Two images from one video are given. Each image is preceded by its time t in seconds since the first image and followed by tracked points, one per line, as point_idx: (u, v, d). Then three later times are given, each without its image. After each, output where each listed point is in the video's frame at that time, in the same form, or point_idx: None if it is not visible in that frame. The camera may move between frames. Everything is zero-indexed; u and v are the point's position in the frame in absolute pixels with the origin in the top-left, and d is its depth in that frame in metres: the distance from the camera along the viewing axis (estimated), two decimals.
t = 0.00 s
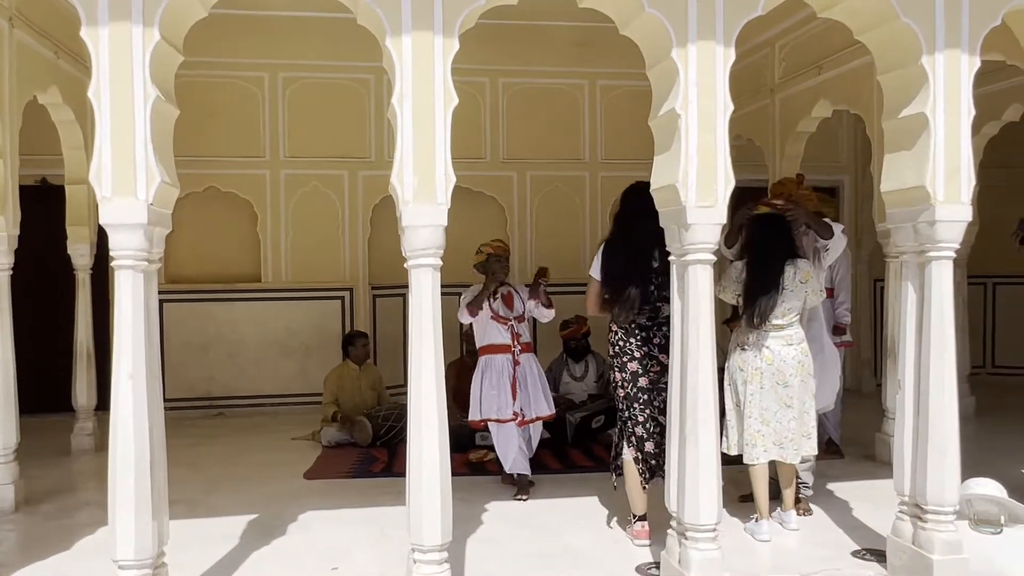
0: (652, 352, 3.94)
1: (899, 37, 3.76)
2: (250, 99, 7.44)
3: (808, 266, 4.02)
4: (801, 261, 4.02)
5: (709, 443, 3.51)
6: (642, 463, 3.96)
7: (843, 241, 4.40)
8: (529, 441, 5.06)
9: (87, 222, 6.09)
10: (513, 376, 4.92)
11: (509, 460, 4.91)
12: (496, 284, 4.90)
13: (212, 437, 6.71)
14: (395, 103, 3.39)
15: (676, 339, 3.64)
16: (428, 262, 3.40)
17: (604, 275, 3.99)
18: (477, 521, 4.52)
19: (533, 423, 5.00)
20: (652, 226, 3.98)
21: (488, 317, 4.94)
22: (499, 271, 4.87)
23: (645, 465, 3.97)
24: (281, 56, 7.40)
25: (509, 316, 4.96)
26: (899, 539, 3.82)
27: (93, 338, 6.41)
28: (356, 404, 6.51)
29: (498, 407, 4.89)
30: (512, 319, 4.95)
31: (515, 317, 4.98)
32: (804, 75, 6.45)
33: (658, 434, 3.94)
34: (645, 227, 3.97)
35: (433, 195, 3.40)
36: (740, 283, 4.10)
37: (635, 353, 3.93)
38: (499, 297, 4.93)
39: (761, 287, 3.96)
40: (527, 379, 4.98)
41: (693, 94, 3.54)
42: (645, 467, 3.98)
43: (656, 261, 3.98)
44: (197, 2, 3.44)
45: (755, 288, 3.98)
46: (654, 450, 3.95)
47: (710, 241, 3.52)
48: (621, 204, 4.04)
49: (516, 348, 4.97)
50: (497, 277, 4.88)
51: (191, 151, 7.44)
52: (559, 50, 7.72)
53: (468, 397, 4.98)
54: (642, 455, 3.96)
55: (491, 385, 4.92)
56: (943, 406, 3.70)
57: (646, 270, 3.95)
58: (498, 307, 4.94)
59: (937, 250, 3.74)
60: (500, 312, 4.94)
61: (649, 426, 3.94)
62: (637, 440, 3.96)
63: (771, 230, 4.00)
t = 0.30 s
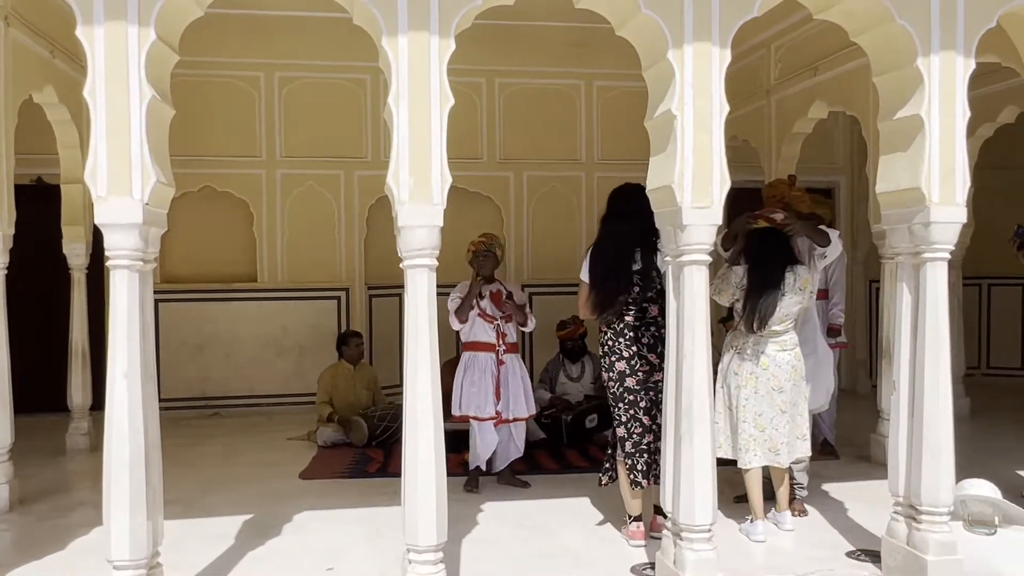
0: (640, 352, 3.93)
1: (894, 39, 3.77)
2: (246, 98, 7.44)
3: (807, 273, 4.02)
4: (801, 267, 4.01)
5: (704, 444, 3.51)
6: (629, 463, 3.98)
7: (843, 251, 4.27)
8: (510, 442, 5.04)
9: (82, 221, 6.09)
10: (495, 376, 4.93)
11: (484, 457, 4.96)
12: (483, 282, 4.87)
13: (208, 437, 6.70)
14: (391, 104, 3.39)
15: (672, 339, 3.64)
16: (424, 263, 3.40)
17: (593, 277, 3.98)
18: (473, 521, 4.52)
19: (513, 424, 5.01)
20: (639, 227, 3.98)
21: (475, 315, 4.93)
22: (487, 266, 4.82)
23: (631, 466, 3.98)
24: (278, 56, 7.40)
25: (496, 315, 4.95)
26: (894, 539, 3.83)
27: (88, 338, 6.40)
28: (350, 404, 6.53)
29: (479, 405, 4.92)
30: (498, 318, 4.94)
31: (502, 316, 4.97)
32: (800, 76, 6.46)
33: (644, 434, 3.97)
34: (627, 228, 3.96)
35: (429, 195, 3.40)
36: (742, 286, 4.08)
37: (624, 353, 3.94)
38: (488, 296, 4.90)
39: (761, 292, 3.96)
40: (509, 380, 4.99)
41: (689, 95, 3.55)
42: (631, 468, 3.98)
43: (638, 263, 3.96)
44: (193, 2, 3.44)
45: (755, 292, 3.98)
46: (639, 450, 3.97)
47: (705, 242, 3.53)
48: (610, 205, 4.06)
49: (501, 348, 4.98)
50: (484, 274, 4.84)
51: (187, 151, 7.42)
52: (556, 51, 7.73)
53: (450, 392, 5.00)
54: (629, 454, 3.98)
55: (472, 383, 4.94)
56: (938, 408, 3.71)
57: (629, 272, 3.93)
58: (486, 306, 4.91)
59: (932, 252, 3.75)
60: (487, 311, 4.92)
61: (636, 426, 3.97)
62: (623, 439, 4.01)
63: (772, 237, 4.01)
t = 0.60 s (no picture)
0: (639, 353, 3.94)
1: (892, 39, 3.77)
2: (244, 98, 7.43)
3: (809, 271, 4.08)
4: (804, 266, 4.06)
5: (703, 443, 3.51)
6: (625, 463, 3.98)
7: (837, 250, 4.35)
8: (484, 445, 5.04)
9: (80, 221, 6.08)
10: (466, 381, 4.98)
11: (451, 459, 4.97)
12: (461, 283, 5.01)
13: (205, 437, 6.69)
14: (389, 104, 3.39)
15: (670, 339, 3.64)
16: (422, 263, 3.40)
17: (592, 279, 3.96)
18: (471, 521, 4.52)
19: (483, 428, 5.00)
20: (636, 228, 3.97)
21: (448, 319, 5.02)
22: (465, 267, 4.95)
23: (628, 466, 3.97)
24: (276, 56, 7.39)
25: (471, 319, 5.02)
26: (892, 539, 3.83)
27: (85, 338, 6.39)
28: (348, 404, 6.52)
29: (447, 409, 4.97)
30: (472, 322, 5.02)
31: (477, 319, 5.04)
32: (798, 76, 6.47)
33: (641, 434, 3.97)
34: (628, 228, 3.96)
35: (426, 196, 3.40)
36: (753, 285, 4.02)
37: (622, 353, 3.94)
38: (462, 299, 5.01)
39: (774, 293, 3.96)
40: (481, 384, 5.01)
41: (687, 96, 3.55)
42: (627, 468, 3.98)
43: (635, 265, 3.96)
44: (190, 2, 3.43)
45: (766, 292, 3.96)
46: (636, 451, 3.96)
47: (703, 242, 3.53)
48: (610, 205, 4.06)
49: (474, 353, 5.02)
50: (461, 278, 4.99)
51: (185, 150, 7.41)
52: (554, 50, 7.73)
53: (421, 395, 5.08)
54: (626, 455, 3.97)
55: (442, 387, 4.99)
56: (936, 408, 3.71)
57: (627, 272, 3.93)
58: (461, 309, 5.00)
59: (930, 252, 3.75)
60: (462, 314, 5.01)
61: (633, 426, 3.96)
62: (619, 439, 4.00)
63: (776, 236, 4.00)
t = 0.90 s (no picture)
0: (645, 351, 3.95)
1: (891, 38, 3.77)
2: (243, 98, 7.43)
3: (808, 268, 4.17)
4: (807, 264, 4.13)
5: (702, 442, 3.51)
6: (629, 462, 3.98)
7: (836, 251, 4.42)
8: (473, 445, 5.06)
9: (80, 220, 6.09)
10: (460, 380, 4.96)
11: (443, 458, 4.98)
12: (451, 283, 5.02)
13: (205, 437, 6.69)
14: (389, 104, 3.39)
15: (669, 338, 3.64)
16: (422, 263, 3.40)
17: (599, 278, 3.96)
18: (471, 520, 4.53)
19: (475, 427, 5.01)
20: (642, 227, 3.97)
21: (440, 318, 4.97)
22: (455, 268, 4.97)
23: (632, 465, 3.97)
24: (275, 56, 7.39)
25: (463, 318, 5.00)
26: (891, 539, 3.83)
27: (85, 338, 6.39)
28: (347, 404, 6.55)
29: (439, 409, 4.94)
30: (464, 321, 4.98)
31: (469, 319, 5.02)
32: (797, 76, 6.48)
33: (645, 432, 3.98)
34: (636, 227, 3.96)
35: (426, 196, 3.40)
36: (766, 278, 3.99)
37: (628, 351, 3.94)
38: (454, 298, 4.99)
39: (790, 287, 3.97)
40: (474, 383, 5.00)
41: (686, 95, 3.55)
42: (630, 467, 3.98)
43: (642, 264, 3.95)
44: (190, 1, 3.43)
45: (782, 286, 3.96)
46: (640, 450, 3.96)
47: (702, 242, 3.54)
48: (617, 204, 4.07)
49: (468, 352, 5.00)
50: (451, 277, 5.00)
51: (184, 150, 7.41)
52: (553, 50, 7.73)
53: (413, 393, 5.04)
54: (630, 453, 3.98)
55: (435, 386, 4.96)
56: (935, 408, 3.71)
57: (634, 269, 3.92)
58: (453, 308, 4.98)
59: (929, 252, 3.76)
60: (453, 314, 4.98)
61: (638, 424, 3.97)
62: (623, 437, 4.00)
63: (777, 229, 4.00)
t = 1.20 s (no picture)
0: (658, 348, 3.96)
1: (892, 36, 3.76)
2: (244, 97, 7.43)
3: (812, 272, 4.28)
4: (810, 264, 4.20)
5: (703, 440, 3.51)
6: (639, 460, 3.99)
7: (840, 246, 4.30)
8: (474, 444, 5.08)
9: (79, 219, 6.08)
10: (464, 378, 4.97)
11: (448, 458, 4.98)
12: (448, 281, 4.98)
13: (205, 435, 6.69)
14: (388, 101, 3.38)
15: (669, 336, 3.64)
16: (421, 261, 3.40)
17: (611, 276, 3.97)
18: (471, 519, 4.53)
19: (478, 425, 5.04)
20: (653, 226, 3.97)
21: (440, 315, 4.92)
22: (452, 267, 4.95)
23: (642, 463, 3.99)
24: (275, 55, 7.39)
25: (462, 315, 4.98)
26: (892, 537, 3.83)
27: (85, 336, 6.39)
28: (348, 404, 6.55)
29: (447, 408, 4.93)
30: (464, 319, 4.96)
31: (467, 316, 5.01)
32: (798, 74, 6.46)
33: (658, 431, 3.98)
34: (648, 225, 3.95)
35: (426, 193, 3.39)
36: (774, 274, 3.99)
37: (642, 350, 3.97)
38: (453, 296, 4.95)
39: (797, 283, 3.98)
40: (477, 380, 5.03)
41: (686, 93, 3.55)
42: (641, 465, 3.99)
43: (658, 262, 3.97)
44: None
45: (790, 281, 3.97)
46: (649, 448, 3.98)
47: (702, 239, 3.53)
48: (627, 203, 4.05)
49: (467, 349, 5.00)
50: (447, 275, 4.96)
51: (185, 149, 7.41)
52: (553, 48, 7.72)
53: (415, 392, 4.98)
54: (640, 452, 3.99)
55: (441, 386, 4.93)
56: (936, 406, 3.71)
57: (648, 266, 3.94)
58: (452, 306, 4.93)
59: (929, 249, 3.75)
60: (453, 311, 4.94)
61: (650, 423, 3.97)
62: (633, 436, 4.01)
63: (782, 225, 4.04)
